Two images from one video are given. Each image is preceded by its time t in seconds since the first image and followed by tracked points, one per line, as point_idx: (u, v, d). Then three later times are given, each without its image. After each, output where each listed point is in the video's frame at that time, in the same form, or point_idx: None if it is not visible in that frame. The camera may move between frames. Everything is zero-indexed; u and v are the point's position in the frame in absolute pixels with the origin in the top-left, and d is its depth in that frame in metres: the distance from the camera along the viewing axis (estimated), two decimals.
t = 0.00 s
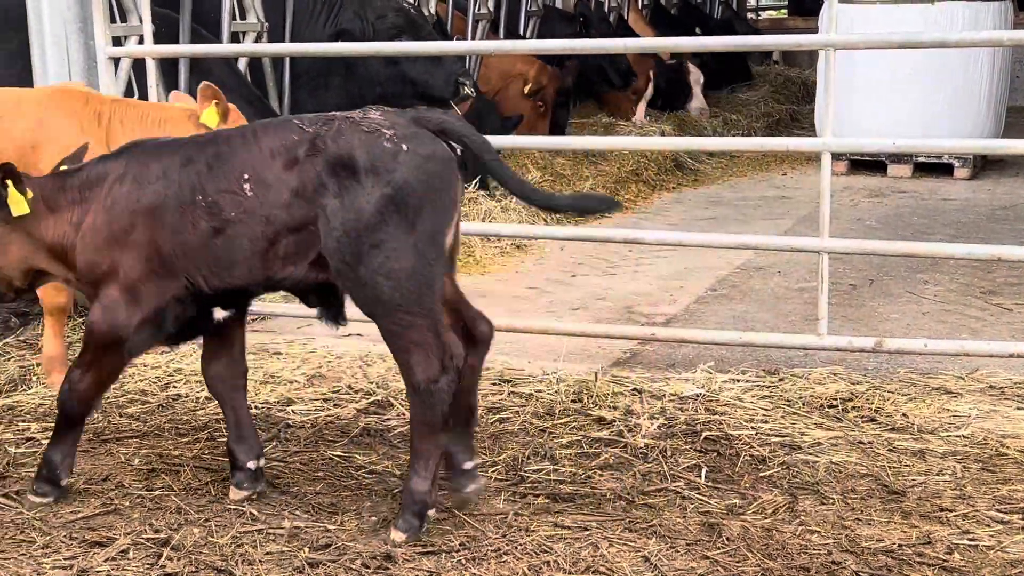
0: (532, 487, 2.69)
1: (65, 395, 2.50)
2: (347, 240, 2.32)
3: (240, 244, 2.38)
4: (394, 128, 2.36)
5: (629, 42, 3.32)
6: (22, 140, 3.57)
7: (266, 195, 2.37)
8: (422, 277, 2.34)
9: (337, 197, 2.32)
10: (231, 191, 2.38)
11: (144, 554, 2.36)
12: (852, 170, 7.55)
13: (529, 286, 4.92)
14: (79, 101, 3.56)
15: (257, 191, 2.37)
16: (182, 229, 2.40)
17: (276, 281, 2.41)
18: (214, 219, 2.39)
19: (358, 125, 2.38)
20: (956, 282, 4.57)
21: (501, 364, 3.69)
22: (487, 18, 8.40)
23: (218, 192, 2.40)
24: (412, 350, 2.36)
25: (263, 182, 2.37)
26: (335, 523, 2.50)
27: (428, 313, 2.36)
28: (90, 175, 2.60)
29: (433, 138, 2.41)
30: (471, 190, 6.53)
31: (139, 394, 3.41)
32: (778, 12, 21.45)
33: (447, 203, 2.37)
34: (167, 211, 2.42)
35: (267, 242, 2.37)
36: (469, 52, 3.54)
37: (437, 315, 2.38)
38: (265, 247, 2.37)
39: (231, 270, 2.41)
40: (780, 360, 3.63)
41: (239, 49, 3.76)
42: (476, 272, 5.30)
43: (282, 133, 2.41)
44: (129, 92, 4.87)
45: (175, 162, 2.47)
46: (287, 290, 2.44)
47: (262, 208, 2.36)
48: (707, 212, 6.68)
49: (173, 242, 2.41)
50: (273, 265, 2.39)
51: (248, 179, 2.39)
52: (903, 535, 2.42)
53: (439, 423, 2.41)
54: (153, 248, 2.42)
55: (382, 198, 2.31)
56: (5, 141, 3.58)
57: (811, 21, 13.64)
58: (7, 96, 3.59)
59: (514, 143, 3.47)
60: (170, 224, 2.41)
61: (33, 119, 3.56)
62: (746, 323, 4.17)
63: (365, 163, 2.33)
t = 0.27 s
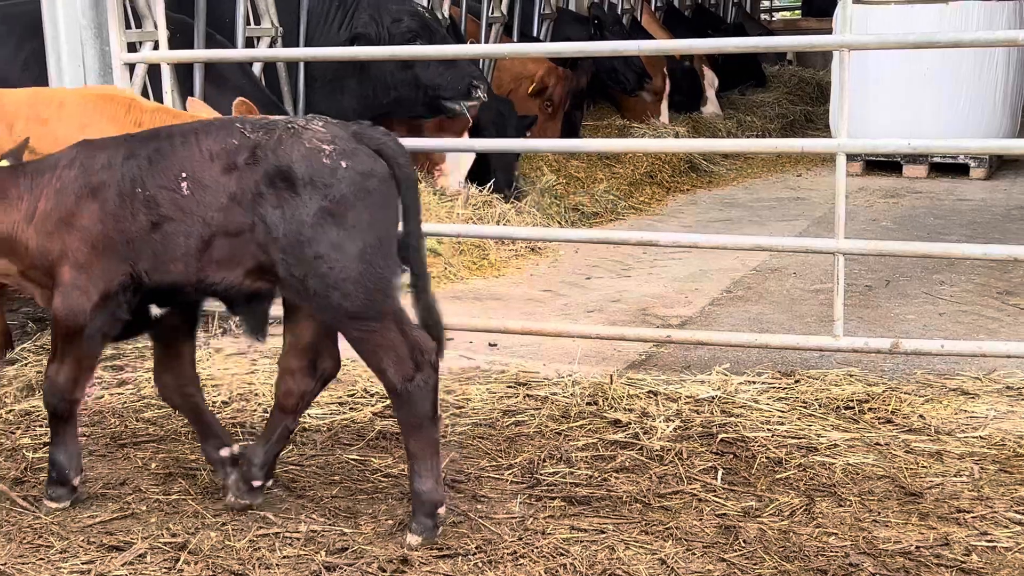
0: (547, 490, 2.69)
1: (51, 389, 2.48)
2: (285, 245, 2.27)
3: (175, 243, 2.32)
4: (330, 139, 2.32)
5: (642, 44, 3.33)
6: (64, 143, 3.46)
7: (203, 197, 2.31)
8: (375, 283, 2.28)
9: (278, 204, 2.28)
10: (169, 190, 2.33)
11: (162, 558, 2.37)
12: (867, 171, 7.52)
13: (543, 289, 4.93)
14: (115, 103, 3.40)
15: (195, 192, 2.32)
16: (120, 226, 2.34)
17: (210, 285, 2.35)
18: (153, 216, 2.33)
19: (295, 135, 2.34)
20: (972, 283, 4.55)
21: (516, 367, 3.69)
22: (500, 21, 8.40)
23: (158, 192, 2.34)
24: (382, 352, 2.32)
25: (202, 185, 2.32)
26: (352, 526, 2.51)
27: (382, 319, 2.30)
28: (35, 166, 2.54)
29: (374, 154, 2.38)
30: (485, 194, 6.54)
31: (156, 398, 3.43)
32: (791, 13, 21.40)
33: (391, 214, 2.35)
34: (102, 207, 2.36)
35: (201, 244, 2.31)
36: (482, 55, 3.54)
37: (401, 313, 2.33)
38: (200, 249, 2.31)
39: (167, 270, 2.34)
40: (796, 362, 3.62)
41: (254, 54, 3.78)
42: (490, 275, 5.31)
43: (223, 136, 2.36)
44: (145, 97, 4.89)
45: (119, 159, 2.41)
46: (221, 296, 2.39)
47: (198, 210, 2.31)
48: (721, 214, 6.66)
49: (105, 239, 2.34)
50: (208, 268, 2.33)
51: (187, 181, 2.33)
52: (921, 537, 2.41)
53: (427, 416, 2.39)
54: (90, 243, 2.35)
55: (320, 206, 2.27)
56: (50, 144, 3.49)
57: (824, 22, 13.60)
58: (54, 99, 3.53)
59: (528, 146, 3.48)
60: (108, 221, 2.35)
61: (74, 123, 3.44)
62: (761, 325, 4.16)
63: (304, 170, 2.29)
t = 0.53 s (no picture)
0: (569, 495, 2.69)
1: (48, 392, 2.55)
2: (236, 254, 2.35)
3: (137, 251, 2.41)
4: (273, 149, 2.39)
5: (660, 49, 3.33)
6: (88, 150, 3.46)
7: (161, 207, 2.40)
8: (326, 284, 2.35)
9: (228, 213, 2.35)
10: (130, 201, 2.42)
11: (185, 565, 2.39)
12: (887, 173, 7.49)
13: (563, 294, 4.94)
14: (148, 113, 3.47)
15: (153, 202, 2.40)
16: (86, 232, 2.44)
17: (172, 290, 2.46)
18: (115, 225, 2.42)
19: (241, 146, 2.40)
20: (995, 284, 4.52)
21: (537, 372, 3.70)
22: (518, 26, 8.42)
23: (119, 201, 2.42)
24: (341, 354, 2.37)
25: (158, 196, 2.40)
26: (373, 532, 2.52)
27: (336, 321, 2.36)
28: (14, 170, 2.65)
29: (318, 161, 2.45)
30: (504, 199, 6.55)
31: (178, 406, 3.46)
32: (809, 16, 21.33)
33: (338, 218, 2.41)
34: (69, 217, 2.46)
35: (161, 252, 2.41)
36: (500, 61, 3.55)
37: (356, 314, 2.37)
38: (161, 257, 2.41)
39: (131, 273, 2.45)
40: (817, 365, 3.60)
41: (273, 62, 3.81)
42: (510, 280, 5.32)
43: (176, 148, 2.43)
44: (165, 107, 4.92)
45: (86, 165, 2.50)
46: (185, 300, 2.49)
47: (157, 220, 2.39)
48: (741, 217, 6.65)
49: (73, 248, 2.46)
50: (169, 275, 2.43)
51: (145, 192, 2.42)
52: (944, 540, 2.40)
53: (395, 415, 2.39)
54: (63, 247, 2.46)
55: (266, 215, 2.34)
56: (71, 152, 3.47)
57: (843, 24, 13.56)
58: (79, 106, 3.51)
59: (547, 151, 3.49)
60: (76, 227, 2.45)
61: (102, 130, 3.46)
62: (782, 328, 4.15)
63: (249, 181, 2.35)
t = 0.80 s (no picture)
0: (595, 503, 2.69)
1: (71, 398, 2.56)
2: (177, 246, 2.39)
3: (119, 250, 2.46)
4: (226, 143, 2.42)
5: (683, 54, 3.34)
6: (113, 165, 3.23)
7: (135, 204, 2.45)
8: (244, 279, 2.39)
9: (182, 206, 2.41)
10: (111, 199, 2.46)
11: (213, 573, 2.40)
12: (913, 177, 7.44)
13: (587, 300, 4.93)
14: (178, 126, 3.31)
15: (129, 199, 2.45)
16: (70, 235, 2.48)
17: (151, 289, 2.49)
18: (99, 224, 2.46)
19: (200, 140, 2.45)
20: None
21: (562, 380, 3.70)
22: (540, 33, 8.43)
23: (98, 201, 2.47)
24: (236, 342, 2.41)
25: (133, 193, 2.45)
26: (400, 540, 2.54)
27: (250, 315, 2.40)
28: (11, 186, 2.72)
29: (268, 152, 2.45)
30: (528, 206, 6.56)
31: (205, 415, 3.48)
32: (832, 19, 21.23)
33: (278, 212, 2.41)
34: (61, 218, 2.50)
35: (135, 248, 2.46)
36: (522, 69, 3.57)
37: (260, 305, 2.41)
38: (137, 253, 2.45)
39: (113, 273, 2.48)
40: (844, 370, 3.58)
41: (298, 72, 3.84)
42: (534, 287, 5.33)
43: (149, 145, 2.49)
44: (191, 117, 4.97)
45: (72, 171, 2.57)
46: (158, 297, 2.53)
47: (131, 216, 2.44)
48: (766, 223, 6.62)
49: (61, 248, 2.49)
50: (144, 272, 2.47)
51: (123, 188, 2.47)
52: (975, 546, 2.38)
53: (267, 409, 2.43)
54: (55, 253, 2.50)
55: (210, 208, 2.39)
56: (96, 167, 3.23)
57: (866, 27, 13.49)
58: (104, 118, 3.27)
59: (570, 158, 3.49)
60: (61, 230, 2.49)
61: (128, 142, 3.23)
62: (809, 334, 4.13)
63: (200, 174, 2.40)
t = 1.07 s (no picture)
0: (622, 512, 2.69)
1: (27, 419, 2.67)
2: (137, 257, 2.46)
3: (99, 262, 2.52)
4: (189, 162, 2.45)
5: (709, 63, 3.34)
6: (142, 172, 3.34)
7: (110, 218, 2.52)
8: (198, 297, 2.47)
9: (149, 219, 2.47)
10: (95, 212, 2.53)
11: None
12: (941, 183, 7.39)
13: (613, 309, 4.93)
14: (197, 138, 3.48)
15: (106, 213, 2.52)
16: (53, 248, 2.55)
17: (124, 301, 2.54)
18: (83, 234, 2.54)
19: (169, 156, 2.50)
20: None
21: (589, 389, 3.70)
22: (565, 42, 8.44)
23: (80, 215, 2.54)
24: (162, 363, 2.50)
25: (114, 203, 2.52)
26: (427, 549, 2.55)
27: (185, 339, 2.48)
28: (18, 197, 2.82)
29: (228, 177, 2.47)
30: (554, 215, 6.57)
31: (234, 424, 3.49)
32: (858, 25, 21.15)
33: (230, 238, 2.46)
34: (47, 232, 2.57)
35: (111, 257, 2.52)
36: (548, 78, 3.58)
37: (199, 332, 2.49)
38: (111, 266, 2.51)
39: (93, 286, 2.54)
40: (873, 379, 3.55)
41: (325, 83, 3.87)
42: (560, 296, 5.33)
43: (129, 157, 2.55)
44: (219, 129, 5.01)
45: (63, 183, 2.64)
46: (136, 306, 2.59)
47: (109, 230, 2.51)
48: (793, 230, 6.59)
49: (49, 263, 2.55)
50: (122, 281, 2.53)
51: (106, 199, 2.54)
52: (1006, 556, 2.36)
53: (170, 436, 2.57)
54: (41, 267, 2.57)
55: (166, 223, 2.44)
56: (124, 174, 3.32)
57: (893, 33, 13.43)
58: (126, 131, 3.39)
59: (596, 167, 3.50)
60: (46, 243, 2.56)
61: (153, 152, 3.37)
62: (836, 341, 4.11)
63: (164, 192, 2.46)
